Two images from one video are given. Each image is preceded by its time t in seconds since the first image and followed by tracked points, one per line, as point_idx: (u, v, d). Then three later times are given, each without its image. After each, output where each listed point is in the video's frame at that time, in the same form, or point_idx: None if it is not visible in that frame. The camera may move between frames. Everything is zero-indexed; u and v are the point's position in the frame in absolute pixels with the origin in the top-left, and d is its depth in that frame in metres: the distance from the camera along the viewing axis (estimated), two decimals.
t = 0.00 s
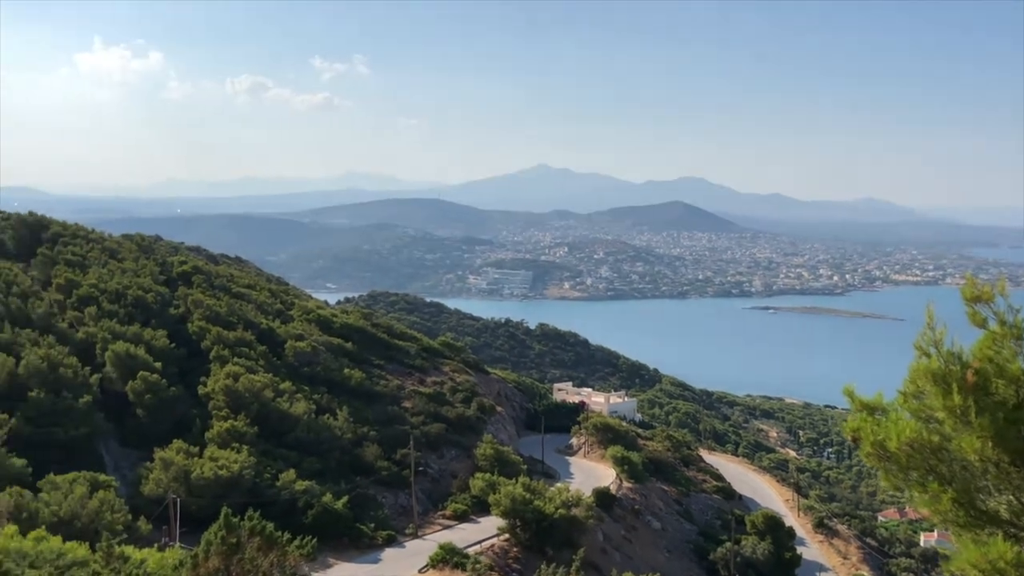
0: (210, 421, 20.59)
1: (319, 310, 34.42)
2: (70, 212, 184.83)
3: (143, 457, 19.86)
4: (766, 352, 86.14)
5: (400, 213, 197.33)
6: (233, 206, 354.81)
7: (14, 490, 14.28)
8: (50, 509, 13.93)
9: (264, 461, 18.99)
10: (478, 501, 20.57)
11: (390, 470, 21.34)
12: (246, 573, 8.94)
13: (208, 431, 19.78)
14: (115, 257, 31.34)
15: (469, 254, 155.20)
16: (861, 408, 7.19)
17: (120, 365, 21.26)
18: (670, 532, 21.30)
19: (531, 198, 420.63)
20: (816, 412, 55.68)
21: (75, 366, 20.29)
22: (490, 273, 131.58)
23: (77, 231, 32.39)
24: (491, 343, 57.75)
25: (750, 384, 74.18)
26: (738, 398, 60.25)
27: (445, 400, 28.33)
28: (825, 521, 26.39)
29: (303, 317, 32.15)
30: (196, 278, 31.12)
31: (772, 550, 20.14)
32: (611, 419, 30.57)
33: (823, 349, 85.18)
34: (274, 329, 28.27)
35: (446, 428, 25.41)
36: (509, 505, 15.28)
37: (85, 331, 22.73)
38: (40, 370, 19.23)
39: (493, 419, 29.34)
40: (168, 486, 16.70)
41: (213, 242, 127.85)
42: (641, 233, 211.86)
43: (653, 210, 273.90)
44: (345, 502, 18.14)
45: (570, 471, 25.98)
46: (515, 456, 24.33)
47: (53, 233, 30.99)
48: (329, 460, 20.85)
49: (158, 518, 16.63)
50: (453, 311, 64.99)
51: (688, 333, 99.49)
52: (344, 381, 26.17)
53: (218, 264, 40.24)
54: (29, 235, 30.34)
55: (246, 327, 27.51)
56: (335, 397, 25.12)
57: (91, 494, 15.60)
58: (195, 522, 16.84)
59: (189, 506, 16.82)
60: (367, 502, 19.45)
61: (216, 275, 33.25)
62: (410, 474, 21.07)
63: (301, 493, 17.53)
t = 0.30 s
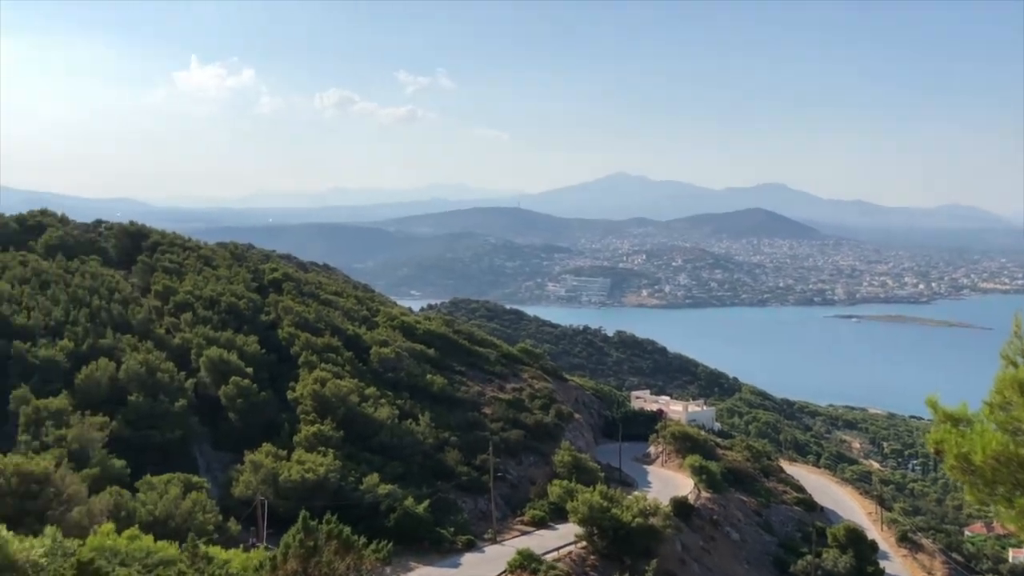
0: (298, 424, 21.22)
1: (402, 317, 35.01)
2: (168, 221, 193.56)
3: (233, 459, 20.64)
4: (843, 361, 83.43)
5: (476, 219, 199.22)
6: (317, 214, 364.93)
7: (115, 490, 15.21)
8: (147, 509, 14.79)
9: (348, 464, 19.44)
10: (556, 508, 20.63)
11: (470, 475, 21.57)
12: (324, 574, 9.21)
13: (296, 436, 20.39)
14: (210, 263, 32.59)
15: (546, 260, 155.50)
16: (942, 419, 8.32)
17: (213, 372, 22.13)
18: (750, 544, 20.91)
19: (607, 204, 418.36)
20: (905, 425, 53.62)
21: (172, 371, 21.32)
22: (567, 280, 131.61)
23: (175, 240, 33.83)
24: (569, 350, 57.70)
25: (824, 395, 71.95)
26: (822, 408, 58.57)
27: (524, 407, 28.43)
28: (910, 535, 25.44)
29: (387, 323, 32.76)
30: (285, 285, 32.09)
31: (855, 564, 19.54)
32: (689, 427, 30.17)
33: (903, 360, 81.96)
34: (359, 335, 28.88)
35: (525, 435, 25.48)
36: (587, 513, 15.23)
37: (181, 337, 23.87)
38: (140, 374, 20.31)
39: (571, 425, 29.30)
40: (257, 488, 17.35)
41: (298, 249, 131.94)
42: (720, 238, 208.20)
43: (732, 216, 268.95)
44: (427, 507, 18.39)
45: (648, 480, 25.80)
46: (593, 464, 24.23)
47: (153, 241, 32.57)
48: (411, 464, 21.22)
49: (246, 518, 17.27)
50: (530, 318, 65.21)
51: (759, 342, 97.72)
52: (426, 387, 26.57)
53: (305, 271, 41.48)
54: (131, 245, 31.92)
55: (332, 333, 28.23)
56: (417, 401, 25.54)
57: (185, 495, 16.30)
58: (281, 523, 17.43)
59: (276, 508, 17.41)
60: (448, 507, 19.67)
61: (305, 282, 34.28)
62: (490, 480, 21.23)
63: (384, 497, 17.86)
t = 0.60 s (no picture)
0: (389, 427, 21.59)
1: (489, 322, 35.18)
2: (264, 231, 201.04)
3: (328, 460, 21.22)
4: (937, 373, 79.63)
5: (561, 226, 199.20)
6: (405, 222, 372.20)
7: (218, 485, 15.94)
8: (248, 506, 15.61)
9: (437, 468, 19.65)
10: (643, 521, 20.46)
11: (556, 483, 21.47)
12: None
13: (387, 438, 20.70)
14: (307, 271, 33.44)
15: (631, 267, 154.17)
16: None
17: (311, 373, 22.74)
18: (850, 565, 20.12)
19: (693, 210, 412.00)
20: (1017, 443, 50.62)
21: (271, 373, 22.05)
22: (653, 287, 130.12)
23: (275, 249, 34.87)
24: (655, 359, 56.96)
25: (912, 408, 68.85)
26: (925, 423, 55.94)
27: (610, 415, 28.08)
28: None
29: (472, 328, 32.97)
30: (376, 291, 32.67)
31: None
32: (783, 441, 29.20)
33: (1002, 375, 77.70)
34: (447, 340, 29.04)
35: (611, 444, 25.13)
36: (675, 527, 14.91)
37: (281, 340, 24.76)
38: (242, 375, 21.18)
39: (658, 437, 28.66)
40: (348, 489, 17.67)
41: (387, 257, 134.98)
42: (812, 242, 201.96)
43: (824, 220, 260.65)
44: (513, 513, 18.41)
45: (738, 494, 25.20)
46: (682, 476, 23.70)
47: (257, 249, 33.71)
48: (498, 470, 21.25)
49: (339, 519, 17.84)
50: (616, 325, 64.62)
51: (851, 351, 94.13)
52: (512, 393, 26.56)
53: (395, 277, 42.22)
54: (237, 253, 33.18)
55: (421, 338, 28.53)
56: (502, 407, 25.61)
57: (283, 494, 16.94)
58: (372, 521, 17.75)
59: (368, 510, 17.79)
60: (535, 515, 19.70)
61: (395, 288, 34.87)
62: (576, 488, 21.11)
63: (471, 502, 17.97)
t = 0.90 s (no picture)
0: (472, 433, 25.90)
1: (576, 328, 36.63)
2: (365, 237, 206.96)
3: (410, 463, 25.68)
4: None
5: (659, 230, 196.72)
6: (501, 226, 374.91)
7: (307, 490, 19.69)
8: (335, 509, 19.52)
9: (522, 478, 23.83)
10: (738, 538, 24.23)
11: (646, 496, 25.09)
12: None
13: (474, 445, 24.58)
14: (393, 277, 36.56)
15: (730, 273, 151.04)
16: None
17: (394, 376, 27.18)
18: None
19: (799, 213, 398.36)
20: None
21: (357, 377, 26.28)
22: (752, 294, 127.15)
23: (362, 255, 38.19)
24: (754, 368, 55.64)
25: None
26: None
27: (704, 427, 29.88)
28: None
29: (559, 336, 34.30)
30: (461, 297, 35.09)
31: None
32: (891, 457, 28.04)
33: None
34: (533, 346, 31.61)
35: (705, 457, 28.00)
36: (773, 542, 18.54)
37: (366, 345, 28.76)
38: (329, 380, 25.44)
39: (756, 450, 30.36)
40: (433, 495, 22.11)
41: (481, 263, 137.25)
42: (925, 249, 192.40)
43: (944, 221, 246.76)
44: (600, 525, 22.80)
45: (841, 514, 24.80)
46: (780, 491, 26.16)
47: (343, 255, 37.15)
48: (586, 481, 24.90)
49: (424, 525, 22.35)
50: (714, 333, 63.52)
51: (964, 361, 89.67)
52: (600, 402, 29.19)
53: (482, 283, 43.10)
54: (325, 258, 36.63)
55: (508, 345, 31.32)
56: (589, 417, 28.27)
57: (368, 496, 21.15)
58: (456, 524, 22.32)
59: (452, 513, 22.20)
60: (624, 527, 23.78)
61: (479, 294, 36.76)
62: (667, 504, 24.90)
63: (559, 514, 22.42)
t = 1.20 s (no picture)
0: (544, 439, 26.69)
1: (653, 334, 36.48)
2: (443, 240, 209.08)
3: (481, 467, 26.88)
4: None
5: (740, 231, 192.49)
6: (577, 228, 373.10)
7: (378, 492, 20.56)
8: (406, 514, 20.13)
9: (597, 485, 24.49)
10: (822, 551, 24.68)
11: (725, 506, 25.68)
12: None
13: (547, 451, 25.39)
14: (465, 280, 37.07)
15: (814, 276, 146.70)
16: None
17: (466, 381, 28.10)
18: None
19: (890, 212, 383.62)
20: None
21: (428, 381, 27.20)
22: (839, 297, 123.04)
23: (434, 257, 38.83)
24: (839, 376, 53.77)
25: None
26: None
27: (786, 435, 30.55)
28: None
29: (635, 341, 34.49)
30: (534, 301, 35.19)
31: None
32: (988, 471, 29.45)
33: None
34: (608, 351, 31.95)
35: (787, 467, 28.57)
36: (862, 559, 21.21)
37: (437, 348, 29.81)
38: (399, 384, 26.38)
39: (841, 460, 30.85)
40: (506, 501, 23.06)
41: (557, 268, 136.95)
42: None
43: None
44: (676, 535, 23.33)
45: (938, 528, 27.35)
46: (867, 504, 26.72)
47: (414, 258, 37.95)
48: (663, 489, 25.66)
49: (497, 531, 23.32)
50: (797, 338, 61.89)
51: None
52: (679, 409, 29.78)
53: (555, 286, 43.25)
54: (395, 260, 37.52)
55: (582, 350, 31.69)
56: (666, 424, 29.10)
57: (440, 501, 21.86)
58: (528, 532, 23.14)
59: (524, 519, 23.11)
60: (701, 536, 24.40)
61: (554, 298, 36.93)
62: (746, 515, 25.51)
63: (633, 522, 23.01)
